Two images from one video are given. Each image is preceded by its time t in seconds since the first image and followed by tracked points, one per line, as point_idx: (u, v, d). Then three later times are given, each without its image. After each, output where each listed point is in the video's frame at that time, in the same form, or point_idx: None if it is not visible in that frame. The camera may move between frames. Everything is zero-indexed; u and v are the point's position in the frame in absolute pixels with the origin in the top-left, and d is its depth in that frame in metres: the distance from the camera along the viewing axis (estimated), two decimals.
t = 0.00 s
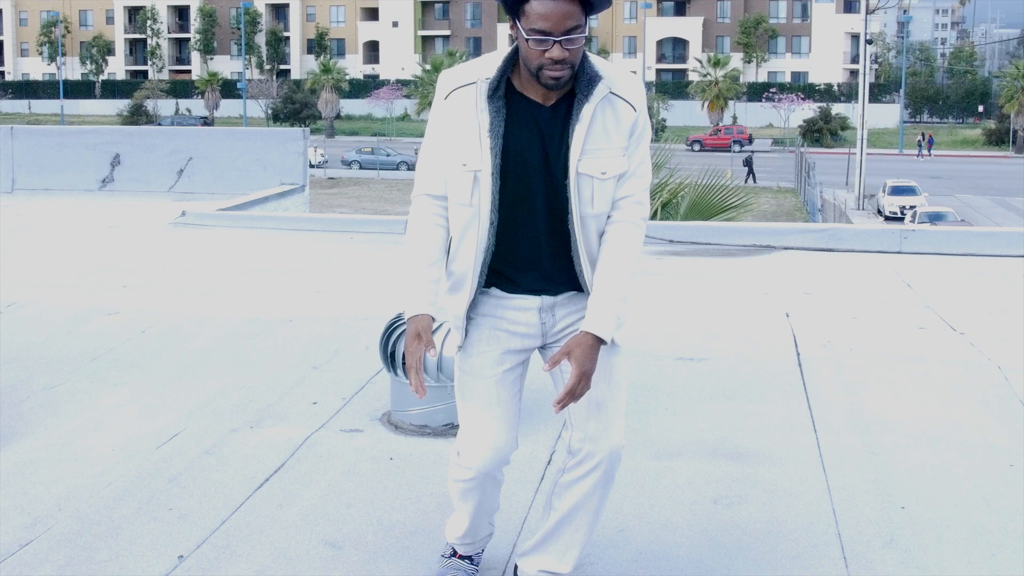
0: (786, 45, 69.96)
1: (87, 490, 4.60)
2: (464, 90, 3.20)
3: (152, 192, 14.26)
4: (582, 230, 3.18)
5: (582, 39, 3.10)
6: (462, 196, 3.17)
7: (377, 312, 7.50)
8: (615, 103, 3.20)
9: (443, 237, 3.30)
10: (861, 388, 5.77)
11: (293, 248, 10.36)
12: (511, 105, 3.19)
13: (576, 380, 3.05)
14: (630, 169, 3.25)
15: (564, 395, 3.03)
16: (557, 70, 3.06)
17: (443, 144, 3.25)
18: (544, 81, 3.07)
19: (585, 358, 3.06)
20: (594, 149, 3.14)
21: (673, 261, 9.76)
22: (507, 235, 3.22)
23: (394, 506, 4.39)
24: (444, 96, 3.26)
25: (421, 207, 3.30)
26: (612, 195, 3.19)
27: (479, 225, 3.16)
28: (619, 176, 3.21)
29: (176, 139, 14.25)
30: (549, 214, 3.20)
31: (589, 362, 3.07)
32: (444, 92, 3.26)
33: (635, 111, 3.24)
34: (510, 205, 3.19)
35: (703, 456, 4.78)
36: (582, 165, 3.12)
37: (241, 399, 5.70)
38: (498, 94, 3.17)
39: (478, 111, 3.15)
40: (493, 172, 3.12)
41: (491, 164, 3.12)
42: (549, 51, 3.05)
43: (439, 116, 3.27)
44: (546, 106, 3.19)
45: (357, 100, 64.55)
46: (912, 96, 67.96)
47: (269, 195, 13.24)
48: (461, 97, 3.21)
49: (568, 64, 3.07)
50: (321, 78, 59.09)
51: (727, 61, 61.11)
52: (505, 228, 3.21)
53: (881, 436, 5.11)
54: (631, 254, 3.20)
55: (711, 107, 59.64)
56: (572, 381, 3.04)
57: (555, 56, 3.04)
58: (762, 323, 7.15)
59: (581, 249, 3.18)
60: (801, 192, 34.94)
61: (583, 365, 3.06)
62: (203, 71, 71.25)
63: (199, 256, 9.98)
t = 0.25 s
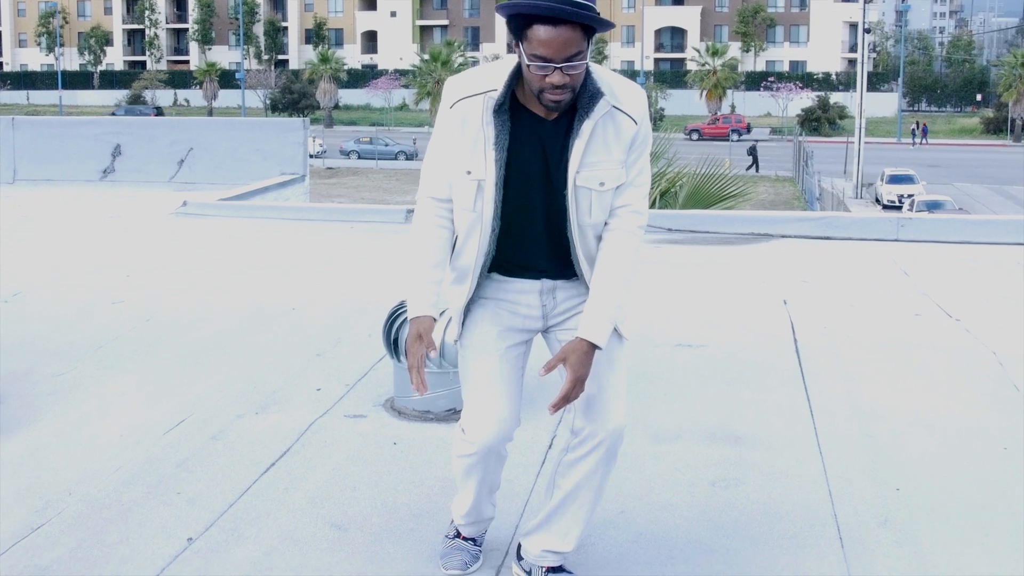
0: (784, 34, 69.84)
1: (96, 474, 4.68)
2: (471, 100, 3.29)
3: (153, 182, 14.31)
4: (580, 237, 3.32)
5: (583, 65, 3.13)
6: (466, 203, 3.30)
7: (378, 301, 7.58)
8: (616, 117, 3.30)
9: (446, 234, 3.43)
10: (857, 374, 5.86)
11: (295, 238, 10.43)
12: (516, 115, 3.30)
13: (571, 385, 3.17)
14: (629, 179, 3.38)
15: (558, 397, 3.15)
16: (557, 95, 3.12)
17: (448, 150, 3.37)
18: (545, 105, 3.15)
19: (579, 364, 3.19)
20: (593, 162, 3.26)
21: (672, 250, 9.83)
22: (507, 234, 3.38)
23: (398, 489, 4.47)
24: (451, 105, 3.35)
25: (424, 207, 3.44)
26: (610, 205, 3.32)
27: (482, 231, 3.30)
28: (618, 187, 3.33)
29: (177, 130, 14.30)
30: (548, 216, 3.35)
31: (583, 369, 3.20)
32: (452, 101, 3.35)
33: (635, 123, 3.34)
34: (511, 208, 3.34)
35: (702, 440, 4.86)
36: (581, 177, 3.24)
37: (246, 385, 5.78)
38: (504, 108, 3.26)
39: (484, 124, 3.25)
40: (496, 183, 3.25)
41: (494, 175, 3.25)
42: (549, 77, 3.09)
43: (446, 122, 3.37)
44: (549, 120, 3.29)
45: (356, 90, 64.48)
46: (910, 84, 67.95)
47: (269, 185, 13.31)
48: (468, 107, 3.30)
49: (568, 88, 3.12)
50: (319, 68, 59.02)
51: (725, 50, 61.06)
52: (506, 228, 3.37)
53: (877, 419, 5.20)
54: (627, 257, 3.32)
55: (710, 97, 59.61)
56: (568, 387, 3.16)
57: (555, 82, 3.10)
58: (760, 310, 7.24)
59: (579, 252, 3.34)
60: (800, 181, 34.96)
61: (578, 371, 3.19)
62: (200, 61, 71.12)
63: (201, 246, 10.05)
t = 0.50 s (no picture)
0: (783, 24, 69.71)
1: (104, 460, 4.75)
2: (475, 117, 3.34)
3: (154, 173, 14.36)
4: (577, 248, 3.42)
5: (584, 96, 3.16)
6: (468, 214, 3.40)
7: (380, 289, 7.64)
8: (615, 137, 3.35)
9: (446, 240, 3.51)
10: (853, 360, 5.93)
11: (296, 227, 10.49)
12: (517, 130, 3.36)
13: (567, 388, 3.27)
14: (626, 194, 3.45)
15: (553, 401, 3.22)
16: (556, 123, 3.18)
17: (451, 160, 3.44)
18: (545, 131, 3.21)
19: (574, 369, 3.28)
20: (591, 182, 3.34)
21: (672, 238, 9.89)
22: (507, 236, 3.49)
23: (401, 474, 4.54)
24: (454, 120, 3.40)
25: (422, 212, 3.53)
26: (605, 220, 3.40)
27: (482, 239, 3.41)
28: (613, 204, 3.41)
29: (178, 121, 14.33)
30: (545, 220, 3.46)
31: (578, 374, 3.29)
32: (456, 115, 3.39)
33: (634, 143, 3.39)
34: (511, 214, 3.45)
35: (700, 425, 4.93)
36: (578, 195, 3.33)
37: (250, 373, 5.85)
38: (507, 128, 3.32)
39: (486, 142, 3.31)
40: (497, 198, 3.35)
41: (495, 190, 3.34)
42: (549, 109, 3.14)
43: (450, 135, 3.43)
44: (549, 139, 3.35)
45: (355, 80, 64.42)
46: (910, 73, 67.92)
47: (270, 175, 13.36)
48: (471, 123, 3.35)
49: (567, 117, 3.16)
50: (319, 58, 58.96)
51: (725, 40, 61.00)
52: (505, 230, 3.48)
53: (873, 405, 5.27)
54: (621, 267, 3.40)
55: (710, 86, 59.60)
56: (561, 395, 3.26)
57: (554, 113, 3.15)
58: (758, 297, 7.30)
59: (575, 259, 3.45)
60: (800, 170, 34.98)
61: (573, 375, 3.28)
62: (199, 52, 71.05)
63: (202, 236, 10.11)
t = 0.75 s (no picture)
0: (784, 16, 68.94)
1: (109, 446, 4.81)
2: (478, 105, 3.38)
3: (157, 164, 14.43)
4: (576, 234, 3.49)
5: (582, 92, 3.19)
6: (469, 202, 3.45)
7: (381, 279, 7.69)
8: (614, 126, 3.40)
9: (445, 227, 3.55)
10: (850, 348, 5.98)
11: (298, 218, 10.54)
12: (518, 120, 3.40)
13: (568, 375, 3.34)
14: (625, 181, 3.51)
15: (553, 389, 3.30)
16: (554, 118, 3.23)
17: (452, 147, 3.49)
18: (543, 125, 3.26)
19: (574, 355, 3.34)
20: (590, 170, 3.39)
21: (672, 228, 9.94)
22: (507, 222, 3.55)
23: (403, 459, 4.60)
24: (455, 108, 3.44)
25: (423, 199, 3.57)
26: (604, 206, 3.46)
27: (482, 225, 3.47)
28: (612, 191, 3.47)
29: (180, 112, 14.40)
30: (543, 208, 3.52)
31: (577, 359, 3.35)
32: (458, 103, 3.43)
33: (632, 132, 3.44)
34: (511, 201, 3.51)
35: (699, 411, 4.99)
36: (577, 184, 3.38)
37: (253, 361, 5.91)
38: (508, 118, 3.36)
39: (488, 131, 3.35)
40: (498, 185, 3.40)
41: (495, 178, 3.39)
42: (547, 104, 3.19)
43: (451, 122, 3.47)
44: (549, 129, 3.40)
45: (356, 72, 64.40)
46: (911, 65, 67.83)
47: (272, 167, 13.40)
48: (473, 112, 3.39)
49: (565, 112, 3.21)
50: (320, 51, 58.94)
51: (726, 31, 60.94)
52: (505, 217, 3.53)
53: (871, 391, 5.32)
54: (620, 252, 3.46)
55: (711, 78, 59.57)
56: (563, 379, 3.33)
57: (552, 109, 3.19)
58: (757, 286, 7.35)
59: (574, 246, 3.50)
60: (801, 162, 34.98)
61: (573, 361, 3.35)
62: (200, 44, 71.05)
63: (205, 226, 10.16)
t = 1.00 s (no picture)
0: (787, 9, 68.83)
1: (113, 437, 4.87)
2: (477, 107, 3.39)
3: (161, 160, 14.47)
4: (564, 231, 3.55)
5: (575, 92, 3.24)
6: (469, 202, 3.49)
7: (383, 273, 7.74)
8: (605, 129, 3.43)
9: (448, 232, 3.57)
10: (848, 338, 6.01)
11: (301, 213, 10.59)
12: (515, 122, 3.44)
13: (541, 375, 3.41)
14: (614, 185, 3.54)
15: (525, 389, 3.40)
16: (547, 117, 3.28)
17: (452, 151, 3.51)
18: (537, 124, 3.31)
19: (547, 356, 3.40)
20: (578, 171, 3.43)
21: (673, 222, 9.98)
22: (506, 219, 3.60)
23: (404, 449, 4.65)
24: (453, 111, 3.47)
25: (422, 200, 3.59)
26: (591, 206, 3.50)
27: (483, 224, 3.52)
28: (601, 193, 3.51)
29: (184, 107, 14.45)
30: (540, 203, 3.57)
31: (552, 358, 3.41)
32: (454, 107, 3.46)
33: (622, 136, 3.46)
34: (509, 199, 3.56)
35: (697, 401, 5.03)
36: (565, 183, 3.42)
37: (256, 353, 5.96)
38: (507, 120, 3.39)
39: (488, 134, 3.38)
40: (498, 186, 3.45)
41: (496, 179, 3.43)
42: (540, 104, 3.24)
43: (450, 123, 3.50)
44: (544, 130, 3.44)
45: (359, 68, 64.42)
46: (915, 59, 67.72)
47: (275, 162, 13.45)
48: (472, 114, 3.41)
49: (559, 112, 3.26)
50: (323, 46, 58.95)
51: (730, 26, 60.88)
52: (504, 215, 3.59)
53: (868, 380, 5.36)
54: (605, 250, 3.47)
55: (715, 73, 59.53)
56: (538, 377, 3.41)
57: (545, 109, 3.25)
58: (756, 279, 7.39)
59: (561, 241, 3.57)
60: (805, 156, 34.96)
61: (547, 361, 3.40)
62: (204, 40, 71.10)
63: (209, 221, 10.21)
